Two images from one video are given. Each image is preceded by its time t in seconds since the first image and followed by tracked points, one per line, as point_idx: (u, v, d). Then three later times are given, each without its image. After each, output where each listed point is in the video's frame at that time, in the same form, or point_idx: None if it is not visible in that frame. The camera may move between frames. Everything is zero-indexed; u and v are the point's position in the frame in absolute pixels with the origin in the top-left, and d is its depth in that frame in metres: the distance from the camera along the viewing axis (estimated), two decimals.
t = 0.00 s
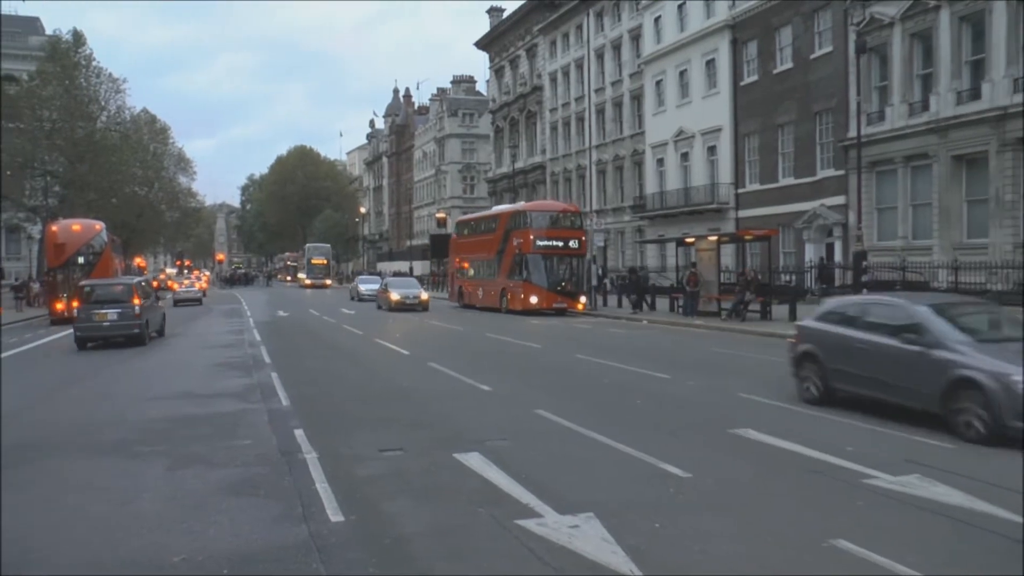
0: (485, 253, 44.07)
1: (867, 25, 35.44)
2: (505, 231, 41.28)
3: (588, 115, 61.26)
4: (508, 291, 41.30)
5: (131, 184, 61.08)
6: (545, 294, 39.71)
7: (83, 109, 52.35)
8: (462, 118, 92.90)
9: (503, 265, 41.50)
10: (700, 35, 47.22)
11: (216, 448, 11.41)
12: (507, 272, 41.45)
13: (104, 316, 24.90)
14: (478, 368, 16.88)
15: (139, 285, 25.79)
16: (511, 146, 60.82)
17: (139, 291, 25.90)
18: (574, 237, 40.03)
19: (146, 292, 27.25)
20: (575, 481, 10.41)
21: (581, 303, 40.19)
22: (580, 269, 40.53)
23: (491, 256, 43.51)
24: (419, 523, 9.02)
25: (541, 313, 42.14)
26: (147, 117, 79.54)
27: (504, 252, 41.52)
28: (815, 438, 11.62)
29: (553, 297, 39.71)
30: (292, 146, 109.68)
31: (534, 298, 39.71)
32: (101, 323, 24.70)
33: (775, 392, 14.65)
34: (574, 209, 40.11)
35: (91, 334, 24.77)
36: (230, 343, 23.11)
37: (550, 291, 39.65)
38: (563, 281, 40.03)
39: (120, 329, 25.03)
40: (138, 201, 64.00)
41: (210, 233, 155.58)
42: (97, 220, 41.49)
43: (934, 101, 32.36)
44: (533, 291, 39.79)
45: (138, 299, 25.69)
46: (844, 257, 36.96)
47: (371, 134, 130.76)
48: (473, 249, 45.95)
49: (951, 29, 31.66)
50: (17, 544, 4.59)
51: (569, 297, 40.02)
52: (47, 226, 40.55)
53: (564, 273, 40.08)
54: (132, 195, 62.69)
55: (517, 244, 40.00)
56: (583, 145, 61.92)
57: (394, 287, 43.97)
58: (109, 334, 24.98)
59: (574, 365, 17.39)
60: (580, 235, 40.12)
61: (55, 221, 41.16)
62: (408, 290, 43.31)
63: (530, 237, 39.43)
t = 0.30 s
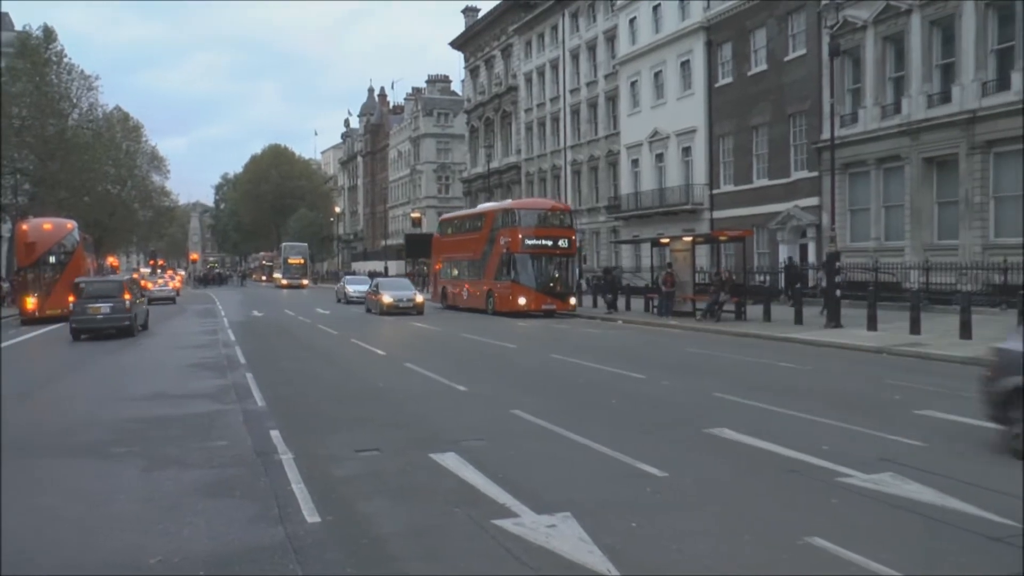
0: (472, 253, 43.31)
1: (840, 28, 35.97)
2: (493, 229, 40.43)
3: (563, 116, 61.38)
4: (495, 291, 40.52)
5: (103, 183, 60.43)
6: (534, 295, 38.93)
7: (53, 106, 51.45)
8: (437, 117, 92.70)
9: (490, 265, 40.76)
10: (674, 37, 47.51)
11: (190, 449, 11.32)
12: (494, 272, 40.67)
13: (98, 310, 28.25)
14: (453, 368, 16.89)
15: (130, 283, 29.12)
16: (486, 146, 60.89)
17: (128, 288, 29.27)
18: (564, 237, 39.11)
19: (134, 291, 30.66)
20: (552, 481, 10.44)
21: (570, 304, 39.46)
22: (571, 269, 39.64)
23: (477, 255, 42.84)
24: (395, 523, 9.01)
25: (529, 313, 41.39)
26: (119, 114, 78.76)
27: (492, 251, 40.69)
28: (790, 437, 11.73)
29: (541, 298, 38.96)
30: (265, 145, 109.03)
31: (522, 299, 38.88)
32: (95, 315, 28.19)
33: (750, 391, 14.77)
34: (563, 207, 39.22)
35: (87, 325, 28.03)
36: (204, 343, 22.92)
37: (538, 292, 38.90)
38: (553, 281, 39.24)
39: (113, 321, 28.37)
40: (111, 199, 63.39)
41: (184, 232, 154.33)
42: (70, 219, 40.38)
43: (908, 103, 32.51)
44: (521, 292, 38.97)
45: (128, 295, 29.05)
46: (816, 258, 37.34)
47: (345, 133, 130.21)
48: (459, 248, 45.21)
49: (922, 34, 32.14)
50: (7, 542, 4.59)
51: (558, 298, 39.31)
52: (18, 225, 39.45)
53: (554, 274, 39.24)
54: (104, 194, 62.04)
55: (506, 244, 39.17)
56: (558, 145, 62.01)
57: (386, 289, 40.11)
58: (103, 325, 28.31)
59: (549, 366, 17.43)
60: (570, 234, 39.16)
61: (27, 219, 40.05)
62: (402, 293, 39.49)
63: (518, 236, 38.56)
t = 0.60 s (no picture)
0: (462, 254, 43.06)
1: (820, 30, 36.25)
2: (484, 227, 40.19)
3: (544, 116, 61.43)
4: (486, 292, 40.14)
5: (83, 182, 60.04)
6: (527, 296, 38.52)
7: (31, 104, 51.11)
8: (418, 117, 92.48)
9: (482, 265, 40.49)
10: (655, 38, 47.69)
11: (172, 450, 11.26)
12: (486, 273, 40.34)
13: (90, 307, 31.08)
14: (435, 368, 16.89)
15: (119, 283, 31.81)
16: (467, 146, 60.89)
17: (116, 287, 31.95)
18: (558, 237, 38.93)
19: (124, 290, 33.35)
20: (534, 481, 10.45)
21: (564, 306, 39.07)
22: (564, 271, 39.34)
23: (467, 256, 42.57)
24: (378, 523, 8.99)
25: (522, 316, 40.94)
26: (98, 113, 78.19)
27: (484, 251, 40.39)
28: (771, 437, 11.79)
29: (535, 299, 38.61)
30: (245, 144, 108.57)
31: (515, 300, 38.47)
32: (88, 311, 31.11)
33: (730, 390, 14.85)
34: (557, 206, 39.16)
35: (81, 320, 30.82)
36: (184, 343, 22.81)
37: (531, 293, 38.51)
38: (546, 283, 38.87)
39: (104, 315, 31.14)
40: (91, 198, 62.98)
41: (164, 233, 153.37)
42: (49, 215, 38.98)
43: (886, 107, 32.78)
44: (514, 292, 38.54)
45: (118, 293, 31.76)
46: (796, 258, 37.59)
47: (326, 133, 129.69)
48: (449, 250, 44.93)
49: (900, 36, 32.11)
50: None
51: (552, 300, 38.90)
52: None
53: (547, 275, 38.92)
54: (84, 194, 61.62)
55: (499, 243, 38.90)
56: (539, 146, 62.05)
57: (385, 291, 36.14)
58: (96, 319, 31.14)
59: (531, 365, 17.46)
60: (564, 234, 39.02)
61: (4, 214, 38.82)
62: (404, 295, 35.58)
63: (511, 235, 38.31)
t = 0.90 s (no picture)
0: (453, 254, 42.88)
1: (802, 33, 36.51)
2: (478, 227, 40.03)
3: (527, 117, 61.48)
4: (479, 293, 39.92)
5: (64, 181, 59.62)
6: (521, 297, 38.31)
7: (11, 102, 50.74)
8: (400, 117, 92.29)
9: (475, 265, 40.30)
10: (638, 40, 47.86)
11: (154, 450, 11.20)
12: (479, 274, 40.15)
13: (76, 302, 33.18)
14: (417, 369, 16.88)
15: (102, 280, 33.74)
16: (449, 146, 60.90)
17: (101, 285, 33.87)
18: (554, 236, 38.87)
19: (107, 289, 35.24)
20: (516, 481, 10.47)
21: (559, 308, 38.87)
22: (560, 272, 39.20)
23: (459, 256, 42.36)
24: (360, 524, 8.97)
25: (515, 318, 40.70)
26: (78, 111, 77.58)
27: (477, 251, 40.19)
28: (751, 438, 11.87)
29: (530, 300, 38.39)
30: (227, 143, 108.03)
31: (509, 301, 38.28)
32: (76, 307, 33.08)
33: (711, 391, 14.92)
34: (552, 205, 39.14)
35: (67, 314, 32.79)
36: (165, 343, 22.69)
37: (526, 295, 38.30)
38: (541, 284, 38.68)
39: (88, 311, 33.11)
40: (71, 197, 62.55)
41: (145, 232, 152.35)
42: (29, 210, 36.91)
43: (867, 109, 33.33)
44: (508, 294, 38.33)
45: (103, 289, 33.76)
46: (778, 259, 37.82)
47: (309, 133, 129.22)
48: (439, 250, 44.73)
49: (882, 41, 32.66)
50: None
51: (548, 302, 38.72)
52: None
53: (543, 276, 38.74)
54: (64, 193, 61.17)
55: (493, 243, 38.71)
56: (522, 146, 62.09)
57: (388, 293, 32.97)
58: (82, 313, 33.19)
59: (513, 366, 17.49)
60: (561, 234, 38.98)
61: None
62: (411, 298, 32.31)
63: (506, 234, 38.15)
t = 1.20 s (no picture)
0: (444, 253, 42.73)
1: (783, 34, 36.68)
2: (470, 226, 39.92)
3: (510, 117, 61.47)
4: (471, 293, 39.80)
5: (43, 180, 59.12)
6: (515, 298, 38.24)
7: None
8: (383, 117, 92.07)
9: (466, 264, 40.19)
10: (620, 40, 47.95)
11: (136, 451, 11.13)
12: (471, 274, 40.03)
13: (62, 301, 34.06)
14: (401, 369, 16.86)
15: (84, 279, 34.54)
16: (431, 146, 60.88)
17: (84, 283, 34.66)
18: (548, 236, 38.80)
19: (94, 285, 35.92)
20: (500, 481, 10.46)
21: (553, 308, 38.82)
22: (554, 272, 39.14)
23: (450, 256, 42.21)
24: (344, 524, 8.95)
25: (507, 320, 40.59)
26: (58, 109, 77.00)
27: (468, 250, 40.11)
28: (733, 437, 11.93)
29: (523, 301, 38.32)
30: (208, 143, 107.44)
31: (503, 302, 38.20)
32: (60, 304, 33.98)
33: (693, 390, 14.98)
34: (545, 204, 39.11)
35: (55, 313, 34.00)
36: (147, 344, 22.58)
37: (518, 296, 38.23)
38: (535, 284, 38.62)
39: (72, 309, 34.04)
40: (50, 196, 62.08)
41: (126, 233, 151.45)
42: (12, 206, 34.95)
43: (847, 110, 33.54)
44: (502, 295, 38.25)
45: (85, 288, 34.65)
46: (761, 259, 38.01)
47: (291, 132, 128.71)
48: (429, 248, 44.58)
49: (862, 42, 32.85)
50: None
51: (542, 303, 38.66)
52: None
53: (536, 277, 38.66)
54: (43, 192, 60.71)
55: (486, 242, 38.59)
56: (504, 146, 62.09)
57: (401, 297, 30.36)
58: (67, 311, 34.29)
59: (496, 366, 17.50)
60: (555, 233, 38.93)
61: None
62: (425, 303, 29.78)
63: (499, 234, 38.06)
